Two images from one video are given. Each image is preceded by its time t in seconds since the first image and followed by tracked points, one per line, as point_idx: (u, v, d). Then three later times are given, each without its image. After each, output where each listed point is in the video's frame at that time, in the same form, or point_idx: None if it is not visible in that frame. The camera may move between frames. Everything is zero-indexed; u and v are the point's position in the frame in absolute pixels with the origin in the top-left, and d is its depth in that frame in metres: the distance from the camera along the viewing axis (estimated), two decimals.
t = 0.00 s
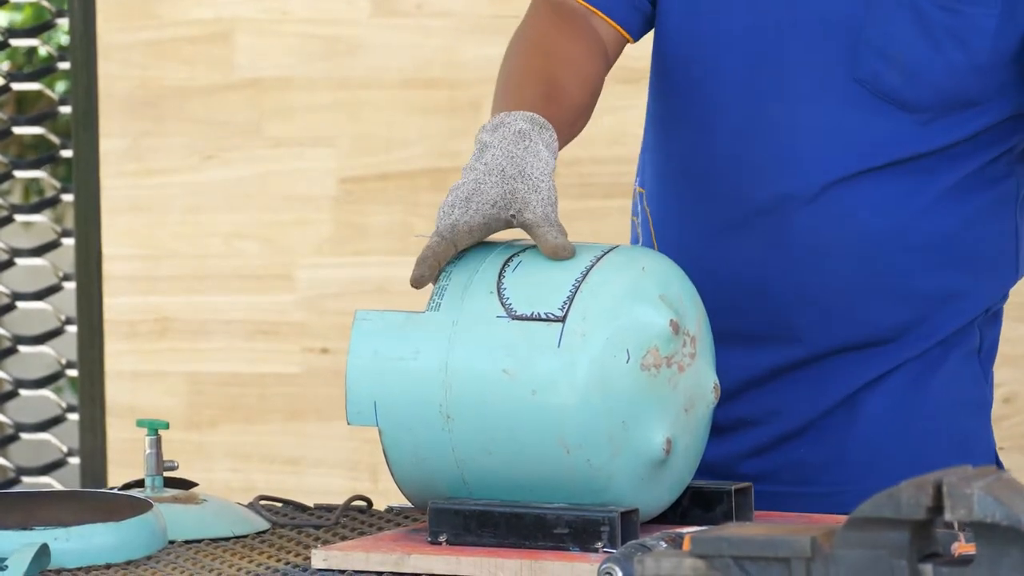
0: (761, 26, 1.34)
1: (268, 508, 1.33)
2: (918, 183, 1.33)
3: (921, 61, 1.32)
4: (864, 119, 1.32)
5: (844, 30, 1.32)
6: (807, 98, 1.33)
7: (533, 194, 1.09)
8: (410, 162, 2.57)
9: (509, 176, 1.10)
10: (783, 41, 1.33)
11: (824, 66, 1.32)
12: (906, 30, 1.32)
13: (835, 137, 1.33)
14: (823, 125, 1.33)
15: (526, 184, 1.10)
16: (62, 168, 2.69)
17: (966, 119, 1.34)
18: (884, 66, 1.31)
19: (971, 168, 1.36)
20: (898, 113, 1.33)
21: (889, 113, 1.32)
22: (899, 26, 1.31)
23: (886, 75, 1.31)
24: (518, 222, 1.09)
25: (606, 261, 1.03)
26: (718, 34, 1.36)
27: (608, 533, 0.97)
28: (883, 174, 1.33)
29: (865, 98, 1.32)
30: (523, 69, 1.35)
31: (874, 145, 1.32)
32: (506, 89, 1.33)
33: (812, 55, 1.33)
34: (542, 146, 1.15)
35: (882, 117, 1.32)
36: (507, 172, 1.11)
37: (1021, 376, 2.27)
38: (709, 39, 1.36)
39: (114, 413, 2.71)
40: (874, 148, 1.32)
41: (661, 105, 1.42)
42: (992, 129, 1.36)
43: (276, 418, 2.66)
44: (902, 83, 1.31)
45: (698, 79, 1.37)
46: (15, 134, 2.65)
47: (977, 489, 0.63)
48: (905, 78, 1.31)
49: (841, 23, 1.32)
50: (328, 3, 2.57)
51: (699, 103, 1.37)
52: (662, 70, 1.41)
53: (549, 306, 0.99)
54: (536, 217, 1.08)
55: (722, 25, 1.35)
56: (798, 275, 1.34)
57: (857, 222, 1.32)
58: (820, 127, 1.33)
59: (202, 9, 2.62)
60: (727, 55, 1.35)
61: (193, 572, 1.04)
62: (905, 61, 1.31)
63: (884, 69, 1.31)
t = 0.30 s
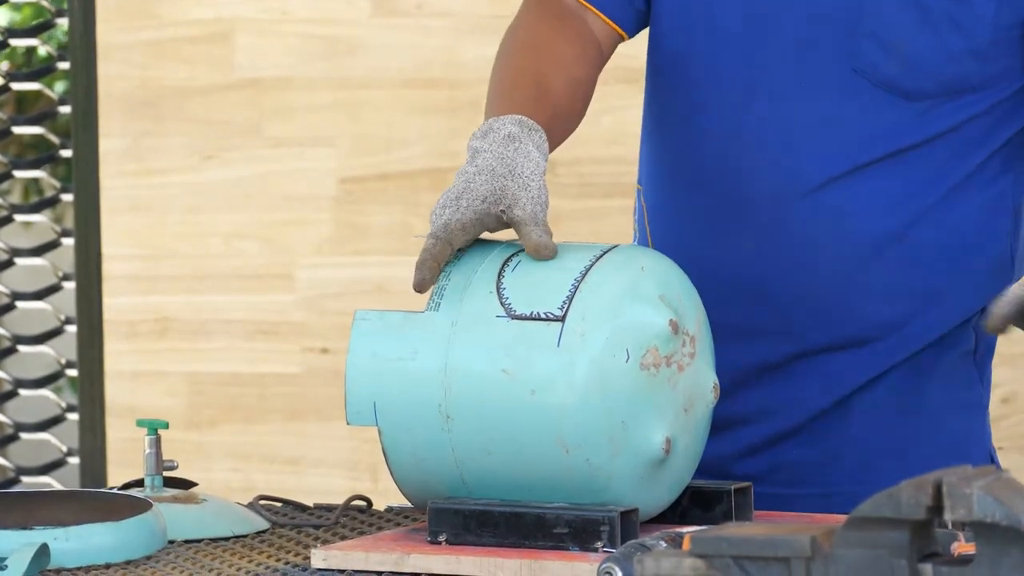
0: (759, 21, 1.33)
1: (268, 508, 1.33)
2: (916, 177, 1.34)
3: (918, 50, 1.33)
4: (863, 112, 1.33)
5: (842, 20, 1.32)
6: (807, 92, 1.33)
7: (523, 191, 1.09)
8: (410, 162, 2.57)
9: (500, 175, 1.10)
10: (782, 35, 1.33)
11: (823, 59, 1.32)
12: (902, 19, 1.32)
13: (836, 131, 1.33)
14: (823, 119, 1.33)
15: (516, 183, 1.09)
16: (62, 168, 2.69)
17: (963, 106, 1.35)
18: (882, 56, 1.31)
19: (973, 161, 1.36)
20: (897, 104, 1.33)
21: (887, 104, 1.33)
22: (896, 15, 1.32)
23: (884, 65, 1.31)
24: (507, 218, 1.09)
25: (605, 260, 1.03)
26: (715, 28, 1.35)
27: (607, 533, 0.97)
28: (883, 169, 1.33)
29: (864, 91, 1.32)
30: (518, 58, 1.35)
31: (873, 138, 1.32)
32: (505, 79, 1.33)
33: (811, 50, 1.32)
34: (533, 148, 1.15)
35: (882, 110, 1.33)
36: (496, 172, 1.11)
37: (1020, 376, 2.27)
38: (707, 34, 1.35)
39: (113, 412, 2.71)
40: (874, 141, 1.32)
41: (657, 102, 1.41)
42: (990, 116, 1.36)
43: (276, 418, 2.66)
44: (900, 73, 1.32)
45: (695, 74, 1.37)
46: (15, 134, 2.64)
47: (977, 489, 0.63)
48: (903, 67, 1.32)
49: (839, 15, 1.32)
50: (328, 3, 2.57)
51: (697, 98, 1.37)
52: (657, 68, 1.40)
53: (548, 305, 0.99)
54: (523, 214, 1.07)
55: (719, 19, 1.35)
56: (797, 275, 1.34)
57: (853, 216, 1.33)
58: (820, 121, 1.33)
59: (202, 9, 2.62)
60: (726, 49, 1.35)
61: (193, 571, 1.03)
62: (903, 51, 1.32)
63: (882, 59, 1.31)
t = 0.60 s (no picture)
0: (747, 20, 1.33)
1: (268, 509, 1.33)
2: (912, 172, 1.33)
3: (906, 42, 1.28)
4: (856, 109, 1.31)
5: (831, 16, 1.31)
6: (797, 90, 1.32)
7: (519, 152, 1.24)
8: (410, 162, 2.57)
9: (498, 144, 1.26)
10: (770, 33, 1.32)
11: (812, 57, 1.31)
12: (888, 10, 1.29)
13: (829, 129, 1.32)
14: (817, 118, 1.32)
15: (513, 146, 1.25)
16: (61, 169, 2.69)
17: (959, 98, 1.31)
18: (869, 50, 1.29)
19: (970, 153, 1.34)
20: (889, 98, 1.31)
21: (878, 99, 1.31)
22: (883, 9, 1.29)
23: (870, 58, 1.29)
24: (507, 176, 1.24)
25: (609, 261, 1.03)
26: (704, 27, 1.34)
27: (607, 534, 0.97)
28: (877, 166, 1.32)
29: (854, 87, 1.31)
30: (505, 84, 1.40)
31: (866, 135, 1.31)
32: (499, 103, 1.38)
33: (801, 48, 1.32)
34: (530, 127, 1.28)
35: (874, 106, 1.31)
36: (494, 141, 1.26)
37: (1020, 376, 2.27)
38: (697, 33, 1.35)
39: (113, 413, 2.72)
40: (867, 139, 1.31)
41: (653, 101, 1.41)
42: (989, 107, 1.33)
43: (276, 418, 2.66)
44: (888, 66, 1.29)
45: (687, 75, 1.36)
46: (15, 136, 2.64)
47: (977, 490, 0.62)
48: (891, 60, 1.29)
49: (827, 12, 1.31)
50: (328, 3, 2.57)
51: (689, 98, 1.36)
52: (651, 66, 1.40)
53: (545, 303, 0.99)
54: (518, 168, 1.23)
55: (707, 19, 1.34)
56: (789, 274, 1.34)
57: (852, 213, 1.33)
58: (814, 120, 1.32)
59: (202, 9, 2.62)
60: (717, 49, 1.34)
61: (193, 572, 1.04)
62: (891, 45, 1.28)
63: (868, 51, 1.29)
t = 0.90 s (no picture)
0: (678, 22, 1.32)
1: (267, 511, 1.33)
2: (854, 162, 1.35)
3: (833, 28, 1.30)
4: (793, 102, 1.32)
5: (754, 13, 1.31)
6: (734, 91, 1.32)
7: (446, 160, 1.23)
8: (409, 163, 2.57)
9: (407, 188, 1.24)
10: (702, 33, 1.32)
11: (744, 55, 1.31)
12: None
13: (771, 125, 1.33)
14: (758, 112, 1.32)
15: (418, 175, 1.23)
16: (60, 171, 2.68)
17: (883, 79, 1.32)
18: (795, 41, 1.30)
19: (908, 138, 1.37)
20: (823, 87, 1.32)
21: (814, 91, 1.32)
22: None
23: (799, 49, 1.30)
24: (453, 189, 1.21)
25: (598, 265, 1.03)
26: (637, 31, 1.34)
27: (606, 536, 0.96)
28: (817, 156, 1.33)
29: (789, 81, 1.32)
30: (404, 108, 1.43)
31: (805, 126, 1.33)
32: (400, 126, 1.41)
33: (735, 47, 1.31)
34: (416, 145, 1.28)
35: (810, 99, 1.32)
36: (415, 182, 1.23)
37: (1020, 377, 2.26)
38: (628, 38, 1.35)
39: (113, 414, 2.72)
40: (807, 130, 1.33)
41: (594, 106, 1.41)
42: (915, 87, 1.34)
43: (276, 419, 2.66)
44: (818, 55, 1.30)
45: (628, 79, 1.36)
46: (14, 137, 2.65)
47: (976, 491, 0.62)
48: (819, 49, 1.30)
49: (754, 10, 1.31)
50: (328, 4, 2.56)
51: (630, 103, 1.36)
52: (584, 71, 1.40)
53: (530, 308, 0.99)
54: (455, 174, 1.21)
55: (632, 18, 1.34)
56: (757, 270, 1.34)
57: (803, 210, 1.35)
58: (757, 116, 1.33)
59: (202, 10, 2.62)
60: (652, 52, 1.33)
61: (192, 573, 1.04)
62: (817, 34, 1.30)
63: (793, 41, 1.30)
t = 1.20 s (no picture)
0: (590, 60, 1.28)
1: (267, 514, 1.33)
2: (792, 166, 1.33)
3: (743, 34, 1.28)
4: (722, 118, 1.29)
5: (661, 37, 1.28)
6: (664, 117, 1.28)
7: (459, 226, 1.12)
8: (408, 166, 2.57)
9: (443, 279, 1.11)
10: (617, 67, 1.28)
11: (664, 82, 1.28)
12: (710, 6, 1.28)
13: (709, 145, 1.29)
14: (687, 127, 1.28)
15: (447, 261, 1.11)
16: (60, 173, 2.69)
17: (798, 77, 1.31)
18: (712, 56, 1.27)
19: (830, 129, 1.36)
20: (748, 97, 1.30)
21: (741, 102, 1.30)
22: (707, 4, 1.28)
23: (718, 63, 1.27)
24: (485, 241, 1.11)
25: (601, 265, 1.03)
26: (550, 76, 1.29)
27: (606, 539, 0.96)
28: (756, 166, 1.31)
29: (715, 97, 1.29)
30: (317, 183, 1.32)
31: (734, 139, 1.30)
32: (323, 200, 1.30)
33: (648, 65, 1.28)
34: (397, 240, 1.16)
35: (738, 111, 1.30)
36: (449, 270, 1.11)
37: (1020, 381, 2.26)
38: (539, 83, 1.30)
39: (113, 418, 2.71)
40: (741, 143, 1.30)
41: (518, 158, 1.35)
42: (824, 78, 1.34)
43: (275, 422, 2.66)
44: (737, 64, 1.28)
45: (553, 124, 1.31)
46: (13, 140, 2.66)
47: (976, 495, 0.62)
48: (736, 59, 1.28)
49: (662, 35, 1.28)
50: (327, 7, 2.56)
51: (562, 148, 1.30)
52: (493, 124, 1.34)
53: (534, 312, 0.99)
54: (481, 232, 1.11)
55: (536, 43, 1.29)
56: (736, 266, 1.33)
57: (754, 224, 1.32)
58: (694, 140, 1.29)
59: (202, 14, 2.62)
60: (573, 92, 1.29)
61: None
62: (730, 45, 1.27)
63: (710, 56, 1.27)
